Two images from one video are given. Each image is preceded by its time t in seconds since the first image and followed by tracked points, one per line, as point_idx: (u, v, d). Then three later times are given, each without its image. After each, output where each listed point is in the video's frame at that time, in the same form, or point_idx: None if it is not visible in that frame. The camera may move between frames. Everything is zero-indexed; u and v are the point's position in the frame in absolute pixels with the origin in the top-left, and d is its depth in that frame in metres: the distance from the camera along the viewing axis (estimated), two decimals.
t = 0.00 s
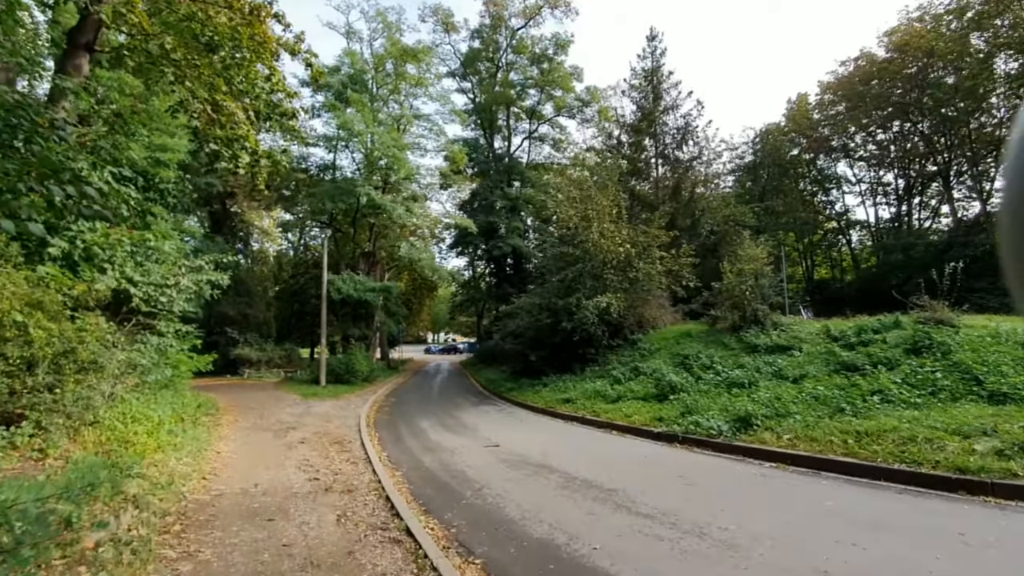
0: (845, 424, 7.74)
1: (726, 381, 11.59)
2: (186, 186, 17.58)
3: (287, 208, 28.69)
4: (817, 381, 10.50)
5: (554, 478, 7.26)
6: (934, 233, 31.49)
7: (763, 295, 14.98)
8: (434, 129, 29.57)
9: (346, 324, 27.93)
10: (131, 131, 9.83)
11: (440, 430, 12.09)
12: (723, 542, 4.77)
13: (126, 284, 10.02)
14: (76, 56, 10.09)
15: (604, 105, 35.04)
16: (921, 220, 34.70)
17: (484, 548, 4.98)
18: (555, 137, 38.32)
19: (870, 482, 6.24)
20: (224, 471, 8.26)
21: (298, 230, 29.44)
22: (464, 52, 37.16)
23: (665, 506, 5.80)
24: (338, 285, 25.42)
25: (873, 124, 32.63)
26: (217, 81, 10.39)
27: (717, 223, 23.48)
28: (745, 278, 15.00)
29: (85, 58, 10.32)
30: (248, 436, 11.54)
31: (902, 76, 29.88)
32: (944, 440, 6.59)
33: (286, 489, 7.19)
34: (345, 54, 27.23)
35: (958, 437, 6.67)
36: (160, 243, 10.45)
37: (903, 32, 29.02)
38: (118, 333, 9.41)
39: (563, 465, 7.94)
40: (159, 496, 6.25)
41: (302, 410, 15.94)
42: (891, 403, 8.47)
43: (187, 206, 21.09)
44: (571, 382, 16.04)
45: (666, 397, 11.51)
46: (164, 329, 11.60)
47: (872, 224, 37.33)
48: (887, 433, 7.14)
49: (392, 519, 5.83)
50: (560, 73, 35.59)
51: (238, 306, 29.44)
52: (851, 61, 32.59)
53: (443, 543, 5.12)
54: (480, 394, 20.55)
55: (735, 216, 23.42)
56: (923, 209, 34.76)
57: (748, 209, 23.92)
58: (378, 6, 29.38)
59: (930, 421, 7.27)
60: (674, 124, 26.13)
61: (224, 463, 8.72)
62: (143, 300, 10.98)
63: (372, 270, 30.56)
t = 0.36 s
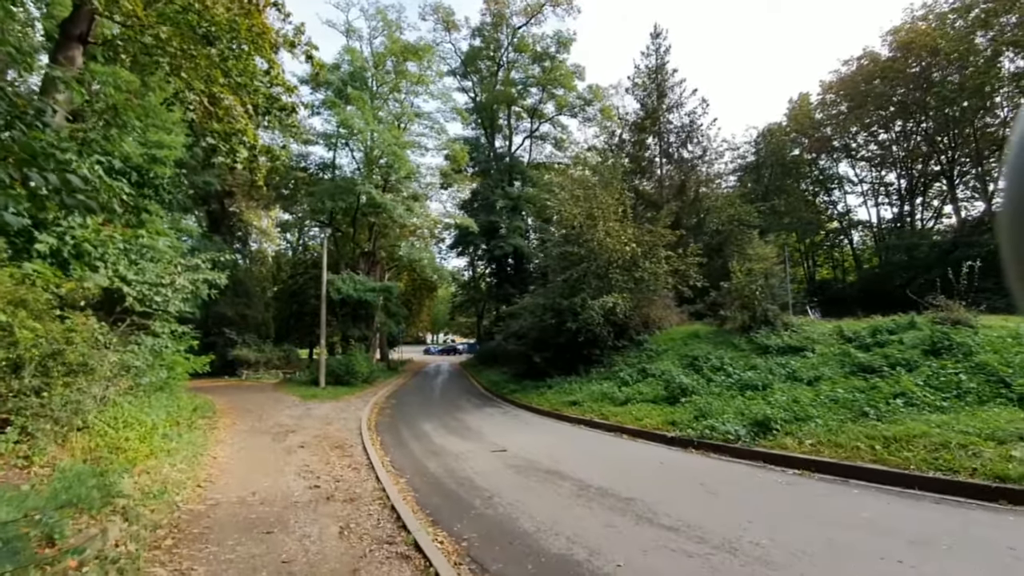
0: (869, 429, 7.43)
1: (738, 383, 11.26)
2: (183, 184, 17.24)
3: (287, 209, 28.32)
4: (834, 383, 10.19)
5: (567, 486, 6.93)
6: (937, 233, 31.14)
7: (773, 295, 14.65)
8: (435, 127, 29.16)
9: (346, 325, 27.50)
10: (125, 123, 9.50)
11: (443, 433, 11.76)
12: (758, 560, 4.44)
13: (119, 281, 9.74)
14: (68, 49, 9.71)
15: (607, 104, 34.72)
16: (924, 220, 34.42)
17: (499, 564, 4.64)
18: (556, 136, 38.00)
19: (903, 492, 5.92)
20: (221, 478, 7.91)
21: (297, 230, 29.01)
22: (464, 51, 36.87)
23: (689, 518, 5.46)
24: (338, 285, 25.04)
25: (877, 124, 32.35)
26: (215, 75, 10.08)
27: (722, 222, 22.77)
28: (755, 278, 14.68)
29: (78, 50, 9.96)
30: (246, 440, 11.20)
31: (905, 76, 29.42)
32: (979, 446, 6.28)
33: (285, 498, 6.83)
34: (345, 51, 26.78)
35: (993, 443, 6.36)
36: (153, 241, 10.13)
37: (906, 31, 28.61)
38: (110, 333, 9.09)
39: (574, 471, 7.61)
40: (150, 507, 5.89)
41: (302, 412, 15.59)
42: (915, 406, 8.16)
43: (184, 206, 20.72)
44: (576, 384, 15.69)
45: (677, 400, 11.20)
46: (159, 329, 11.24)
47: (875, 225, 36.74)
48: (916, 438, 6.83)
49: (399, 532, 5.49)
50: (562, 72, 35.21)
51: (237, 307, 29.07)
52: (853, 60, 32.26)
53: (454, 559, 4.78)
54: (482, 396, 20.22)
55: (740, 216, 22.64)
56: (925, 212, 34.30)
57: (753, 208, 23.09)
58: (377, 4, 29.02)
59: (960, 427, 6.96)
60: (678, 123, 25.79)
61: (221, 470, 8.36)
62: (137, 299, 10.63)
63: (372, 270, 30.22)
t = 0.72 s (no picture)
0: (899, 434, 7.04)
1: (752, 385, 10.84)
2: (177, 181, 16.77)
3: (285, 209, 27.78)
4: (853, 385, 9.81)
5: (580, 495, 6.50)
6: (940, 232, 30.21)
7: (785, 294, 14.24)
8: (436, 124, 28.69)
9: (344, 325, 27.01)
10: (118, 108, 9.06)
11: (445, 437, 11.32)
12: None
13: (107, 279, 9.31)
14: (55, 38, 8.94)
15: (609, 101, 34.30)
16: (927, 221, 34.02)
17: None
18: (557, 135, 37.61)
19: (944, 504, 5.54)
20: (211, 487, 7.44)
21: (295, 231, 28.39)
22: (464, 49, 36.50)
23: (718, 533, 5.05)
24: (337, 284, 24.56)
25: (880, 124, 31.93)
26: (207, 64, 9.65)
27: (727, 221, 22.46)
28: (765, 277, 14.28)
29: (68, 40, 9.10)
30: (240, 444, 10.77)
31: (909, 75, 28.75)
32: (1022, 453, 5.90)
33: (279, 508, 6.39)
34: (344, 47, 26.15)
35: None
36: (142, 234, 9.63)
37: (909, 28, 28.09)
38: (96, 334, 8.65)
39: (586, 479, 7.19)
40: (132, 521, 5.45)
41: (299, 415, 15.15)
42: (944, 410, 7.78)
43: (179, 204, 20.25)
44: (581, 386, 15.26)
45: (688, 402, 10.79)
46: (149, 330, 10.71)
47: (876, 224, 36.14)
48: (952, 445, 6.44)
49: (402, 548, 5.06)
50: (563, 69, 34.75)
51: (234, 307, 28.59)
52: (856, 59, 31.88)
53: None
54: (483, 398, 19.78)
55: (745, 214, 22.26)
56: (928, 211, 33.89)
57: (759, 206, 22.72)
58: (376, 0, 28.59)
59: (998, 432, 6.57)
60: (682, 120, 25.36)
61: (212, 478, 7.91)
62: (126, 298, 10.19)
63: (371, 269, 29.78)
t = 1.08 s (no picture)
0: (931, 438, 6.73)
1: (767, 387, 10.54)
2: (174, 178, 16.42)
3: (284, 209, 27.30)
4: (873, 386, 9.53)
5: (598, 502, 6.19)
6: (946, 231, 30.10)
7: (796, 293, 13.97)
8: (438, 122, 28.35)
9: (345, 325, 26.65)
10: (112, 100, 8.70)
11: (451, 439, 10.99)
12: None
13: (101, 276, 8.93)
14: (49, 28, 8.42)
15: (612, 100, 34.00)
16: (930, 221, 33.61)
17: None
18: (559, 133, 37.33)
19: (988, 511, 5.25)
20: (208, 493, 7.10)
21: (294, 231, 28.08)
22: (466, 48, 36.24)
23: (752, 545, 4.74)
24: (337, 284, 24.21)
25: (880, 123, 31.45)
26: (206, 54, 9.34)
27: (733, 220, 22.37)
28: (777, 275, 13.99)
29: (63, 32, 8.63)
30: (239, 447, 10.43)
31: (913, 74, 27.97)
32: None
33: (281, 517, 6.06)
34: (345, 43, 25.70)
35: None
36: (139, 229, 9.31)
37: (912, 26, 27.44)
38: (89, 333, 8.29)
39: (603, 485, 6.87)
40: (124, 531, 5.13)
41: (300, 416, 14.82)
42: (974, 412, 7.51)
43: (177, 202, 19.83)
44: (588, 387, 14.94)
45: (701, 404, 10.48)
46: (145, 329, 10.30)
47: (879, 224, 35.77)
48: (989, 447, 6.17)
49: (413, 561, 4.75)
50: (566, 67, 34.40)
51: (232, 307, 28.23)
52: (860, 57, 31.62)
53: None
54: (486, 399, 19.45)
55: (750, 213, 22.21)
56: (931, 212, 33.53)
57: (765, 205, 22.61)
58: None
59: None
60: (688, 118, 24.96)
61: (210, 483, 7.57)
62: (121, 296, 9.82)
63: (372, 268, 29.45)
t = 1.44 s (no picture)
0: (970, 444, 6.43)
1: (786, 390, 10.24)
2: (173, 177, 16.07)
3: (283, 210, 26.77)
4: (898, 389, 9.24)
5: (623, 513, 5.87)
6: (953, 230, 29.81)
7: (810, 293, 13.69)
8: (440, 121, 28.01)
9: (346, 326, 26.28)
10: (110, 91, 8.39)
11: (459, 444, 10.64)
12: None
13: (97, 277, 8.58)
14: (46, 20, 7.98)
15: (615, 99, 33.75)
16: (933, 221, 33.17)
17: None
18: (562, 133, 37.06)
19: None
20: (210, 503, 6.74)
21: (294, 232, 27.77)
22: (467, 47, 35.94)
23: (798, 560, 4.42)
24: (337, 285, 23.84)
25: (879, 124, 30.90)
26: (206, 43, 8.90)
27: (740, 220, 22.20)
28: (790, 275, 13.69)
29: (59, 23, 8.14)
30: (240, 453, 10.09)
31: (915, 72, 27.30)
32: None
33: (287, 529, 5.72)
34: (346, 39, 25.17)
35: None
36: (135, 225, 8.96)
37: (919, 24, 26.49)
38: (83, 335, 7.96)
39: (626, 494, 6.53)
40: (120, 547, 4.79)
41: (302, 420, 14.48)
42: (1009, 415, 7.23)
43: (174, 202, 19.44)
44: (597, 389, 14.62)
45: (718, 407, 10.16)
46: (143, 331, 9.91)
47: (882, 224, 35.33)
48: None
49: None
50: (568, 66, 34.13)
51: (232, 309, 27.89)
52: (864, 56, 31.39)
53: None
54: (491, 401, 19.10)
55: (757, 213, 22.04)
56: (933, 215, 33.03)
57: (772, 204, 22.42)
58: None
59: None
60: (695, 118, 24.67)
61: (211, 493, 7.22)
62: (118, 296, 9.47)
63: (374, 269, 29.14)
